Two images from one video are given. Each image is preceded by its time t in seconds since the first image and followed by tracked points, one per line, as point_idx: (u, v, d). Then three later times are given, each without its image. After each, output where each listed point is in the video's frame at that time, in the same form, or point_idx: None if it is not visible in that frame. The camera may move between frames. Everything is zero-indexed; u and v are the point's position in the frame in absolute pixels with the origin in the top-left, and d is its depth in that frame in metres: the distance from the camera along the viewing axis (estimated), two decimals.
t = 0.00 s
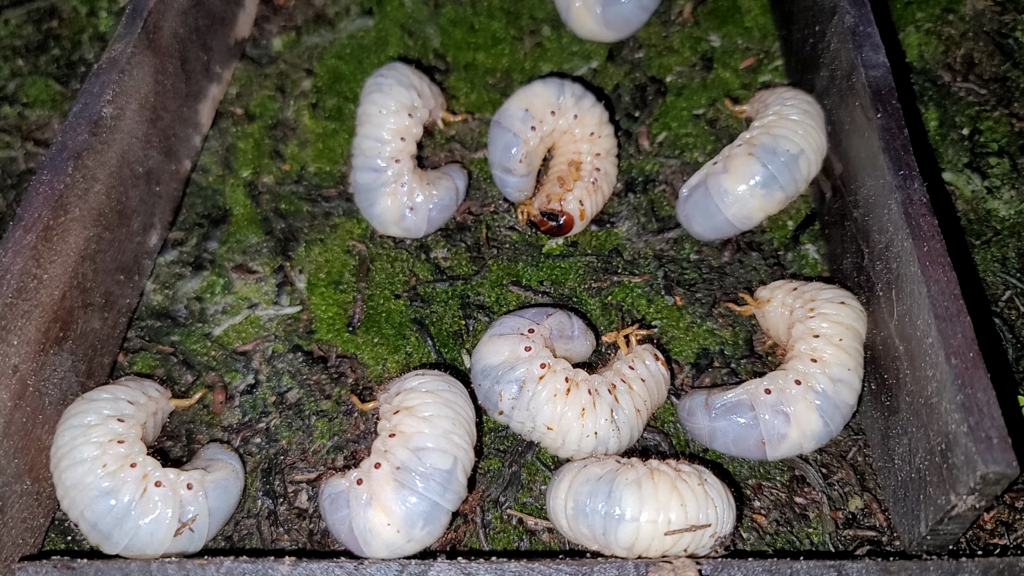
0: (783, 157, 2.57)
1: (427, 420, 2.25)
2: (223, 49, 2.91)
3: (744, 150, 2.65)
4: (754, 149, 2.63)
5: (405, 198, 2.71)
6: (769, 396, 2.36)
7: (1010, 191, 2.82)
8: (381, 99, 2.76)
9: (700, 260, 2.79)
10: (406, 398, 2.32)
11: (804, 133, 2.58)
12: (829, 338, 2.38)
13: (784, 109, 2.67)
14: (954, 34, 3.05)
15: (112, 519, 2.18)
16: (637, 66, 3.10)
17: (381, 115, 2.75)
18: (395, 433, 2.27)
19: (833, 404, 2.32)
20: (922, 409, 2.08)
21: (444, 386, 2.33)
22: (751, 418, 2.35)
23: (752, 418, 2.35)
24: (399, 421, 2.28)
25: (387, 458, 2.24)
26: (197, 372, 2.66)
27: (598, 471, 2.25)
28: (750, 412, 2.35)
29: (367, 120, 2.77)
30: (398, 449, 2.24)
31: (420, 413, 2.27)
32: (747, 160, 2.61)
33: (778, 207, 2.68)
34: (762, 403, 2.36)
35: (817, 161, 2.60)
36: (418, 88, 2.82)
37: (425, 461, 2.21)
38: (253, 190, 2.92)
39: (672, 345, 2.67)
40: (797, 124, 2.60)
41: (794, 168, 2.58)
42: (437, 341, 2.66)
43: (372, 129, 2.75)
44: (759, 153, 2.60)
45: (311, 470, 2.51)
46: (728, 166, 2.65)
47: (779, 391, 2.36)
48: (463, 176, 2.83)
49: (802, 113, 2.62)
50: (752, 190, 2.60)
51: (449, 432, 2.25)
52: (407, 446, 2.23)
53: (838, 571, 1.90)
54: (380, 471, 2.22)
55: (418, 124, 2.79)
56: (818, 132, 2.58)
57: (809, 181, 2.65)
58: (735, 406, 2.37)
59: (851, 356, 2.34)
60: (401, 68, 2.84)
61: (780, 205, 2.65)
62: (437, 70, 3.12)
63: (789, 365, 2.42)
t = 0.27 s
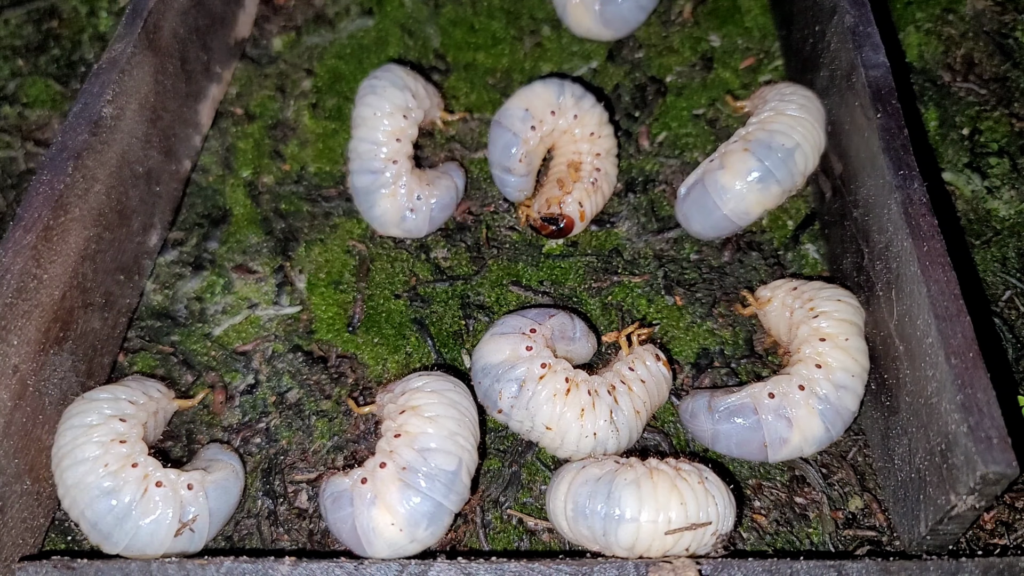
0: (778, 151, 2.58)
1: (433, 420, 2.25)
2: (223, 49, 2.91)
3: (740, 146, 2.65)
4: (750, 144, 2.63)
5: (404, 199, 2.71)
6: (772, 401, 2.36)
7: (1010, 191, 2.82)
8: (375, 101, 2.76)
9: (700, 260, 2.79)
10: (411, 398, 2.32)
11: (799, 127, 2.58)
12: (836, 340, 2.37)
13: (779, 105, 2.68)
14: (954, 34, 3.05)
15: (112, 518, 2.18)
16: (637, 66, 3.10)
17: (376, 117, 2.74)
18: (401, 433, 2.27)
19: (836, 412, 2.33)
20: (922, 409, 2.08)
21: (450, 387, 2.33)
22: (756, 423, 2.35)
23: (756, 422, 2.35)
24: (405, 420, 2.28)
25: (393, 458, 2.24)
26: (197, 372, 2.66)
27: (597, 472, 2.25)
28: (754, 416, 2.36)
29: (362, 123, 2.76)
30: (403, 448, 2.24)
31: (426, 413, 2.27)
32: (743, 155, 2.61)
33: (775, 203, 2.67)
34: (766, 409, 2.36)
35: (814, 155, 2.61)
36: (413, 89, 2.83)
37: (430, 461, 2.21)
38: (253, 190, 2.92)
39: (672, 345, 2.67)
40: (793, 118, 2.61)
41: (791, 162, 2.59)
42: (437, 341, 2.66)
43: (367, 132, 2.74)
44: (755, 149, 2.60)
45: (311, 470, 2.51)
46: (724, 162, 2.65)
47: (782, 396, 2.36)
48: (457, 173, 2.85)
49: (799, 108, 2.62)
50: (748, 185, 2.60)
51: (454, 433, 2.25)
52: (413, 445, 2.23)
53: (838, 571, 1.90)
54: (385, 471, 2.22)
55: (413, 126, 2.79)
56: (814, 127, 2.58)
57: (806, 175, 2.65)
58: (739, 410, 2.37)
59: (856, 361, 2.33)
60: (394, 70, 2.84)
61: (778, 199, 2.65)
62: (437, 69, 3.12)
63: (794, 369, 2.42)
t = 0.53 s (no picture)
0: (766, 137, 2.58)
1: (438, 420, 2.25)
2: (223, 49, 2.91)
3: (730, 138, 2.66)
4: (739, 135, 2.64)
5: (402, 200, 2.71)
6: (777, 409, 2.36)
7: (1010, 191, 2.82)
8: (365, 105, 2.76)
9: (700, 260, 2.79)
10: (415, 397, 2.31)
11: (786, 114, 2.60)
12: (843, 347, 2.36)
13: (770, 96, 2.70)
14: (954, 34, 3.05)
15: (113, 518, 2.18)
16: (637, 66, 3.10)
17: (367, 121, 2.75)
18: (405, 433, 2.26)
19: (841, 423, 2.34)
20: (922, 408, 2.08)
21: (451, 386, 2.33)
22: (761, 430, 2.35)
23: (761, 429, 2.35)
24: (409, 420, 2.27)
25: (397, 458, 2.23)
26: (197, 372, 2.66)
27: (597, 473, 2.25)
28: (760, 423, 2.35)
29: (354, 128, 2.78)
30: (408, 449, 2.23)
31: (431, 413, 2.27)
32: (732, 145, 2.62)
33: (769, 192, 2.65)
34: (770, 418, 2.35)
35: (804, 141, 2.60)
36: (403, 91, 2.82)
37: (436, 462, 2.21)
38: (253, 190, 2.92)
39: (672, 345, 2.67)
40: (782, 107, 2.62)
41: (780, 148, 2.58)
42: (437, 341, 2.66)
43: (359, 137, 2.76)
44: (744, 138, 2.61)
45: (311, 470, 2.51)
46: (716, 155, 2.66)
47: (788, 404, 2.36)
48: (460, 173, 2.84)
49: (789, 98, 2.63)
50: (738, 172, 2.59)
51: (459, 433, 2.26)
52: (418, 446, 2.23)
53: (838, 571, 1.90)
54: (390, 471, 2.21)
55: (404, 127, 2.79)
56: (802, 113, 2.59)
57: (799, 163, 2.64)
58: (744, 416, 2.36)
59: (862, 371, 2.32)
60: (383, 72, 2.84)
61: (773, 188, 2.64)
62: (437, 70, 3.12)
63: (799, 376, 2.41)
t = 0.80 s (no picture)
0: (755, 124, 2.58)
1: (446, 423, 2.25)
2: (223, 49, 2.91)
3: (721, 129, 2.66)
4: (730, 126, 2.64)
5: (400, 199, 2.71)
6: (786, 424, 2.36)
7: (1010, 191, 2.82)
8: (362, 107, 2.77)
9: (700, 260, 2.79)
10: (425, 398, 2.31)
11: (777, 104, 2.60)
12: (849, 357, 2.35)
13: (763, 89, 2.71)
14: (954, 34, 3.05)
15: (113, 518, 2.18)
16: (637, 66, 3.10)
17: (364, 123, 2.76)
18: (413, 434, 2.25)
19: (846, 433, 2.34)
20: (922, 408, 2.08)
21: (460, 390, 2.34)
22: (770, 445, 2.35)
23: (771, 444, 2.35)
24: (418, 421, 2.26)
25: (404, 458, 2.23)
26: (197, 372, 2.66)
27: (598, 473, 2.25)
28: (769, 438, 2.35)
29: (350, 130, 2.78)
30: (415, 450, 2.23)
31: (440, 415, 2.26)
32: (723, 136, 2.62)
33: (763, 181, 2.64)
34: (780, 433, 2.35)
35: (796, 128, 2.60)
36: (400, 92, 2.83)
37: (442, 464, 2.20)
38: (253, 190, 2.92)
39: (672, 345, 2.67)
40: (773, 97, 2.63)
41: (771, 136, 2.58)
42: (437, 341, 2.66)
43: (355, 138, 2.76)
44: (734, 128, 2.61)
45: (311, 470, 2.51)
46: (708, 147, 2.66)
47: (795, 418, 2.36)
48: (465, 171, 2.83)
49: (780, 90, 2.65)
50: (729, 161, 2.59)
51: (467, 437, 2.25)
52: (425, 447, 2.22)
53: (838, 571, 1.90)
54: (396, 471, 2.21)
55: (402, 127, 2.80)
56: (791, 101, 2.60)
57: (792, 151, 2.63)
58: (755, 433, 2.36)
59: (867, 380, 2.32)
60: (379, 76, 2.85)
61: (767, 177, 2.63)
62: (437, 69, 3.12)
63: (805, 389, 2.40)
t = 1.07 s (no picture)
0: (730, 106, 2.64)
1: (478, 436, 2.24)
2: (223, 49, 2.91)
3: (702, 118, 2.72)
4: (708, 113, 2.71)
5: (397, 196, 2.72)
6: (792, 434, 2.34)
7: (1010, 191, 2.82)
8: (357, 107, 2.77)
9: (700, 260, 2.79)
10: (460, 407, 2.29)
11: (751, 87, 2.67)
12: (850, 363, 2.35)
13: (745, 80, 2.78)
14: (954, 34, 3.05)
15: (117, 516, 2.18)
16: (637, 66, 3.10)
17: (359, 122, 2.75)
18: (446, 441, 2.23)
19: (849, 439, 2.35)
20: (921, 408, 2.08)
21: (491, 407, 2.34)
22: (776, 456, 2.33)
23: (778, 455, 2.33)
24: (452, 430, 2.24)
25: (433, 463, 2.20)
26: (197, 372, 2.66)
27: (598, 472, 2.25)
28: (776, 450, 2.33)
29: (345, 130, 2.77)
30: (446, 458, 2.21)
31: (473, 427, 2.26)
32: (701, 122, 2.68)
33: (747, 163, 2.66)
34: (785, 443, 2.33)
35: (772, 105, 2.62)
36: (391, 88, 2.82)
37: (469, 478, 2.20)
38: (253, 190, 2.92)
39: (672, 345, 2.67)
40: (750, 83, 2.70)
41: (746, 113, 2.62)
42: (437, 341, 2.66)
43: (351, 138, 2.76)
44: (710, 113, 2.68)
45: (311, 470, 2.51)
46: (690, 136, 2.72)
47: (801, 429, 2.34)
48: (463, 167, 2.83)
49: (759, 77, 2.72)
50: (708, 143, 2.64)
51: (493, 455, 2.25)
52: (456, 457, 2.21)
53: (838, 571, 1.90)
54: (424, 475, 2.19)
55: (396, 123, 2.79)
56: (767, 84, 2.65)
57: (774, 130, 2.65)
58: (762, 446, 2.33)
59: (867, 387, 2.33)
60: (366, 74, 2.83)
61: (751, 158, 2.65)
62: (437, 69, 3.12)
63: (807, 400, 2.39)
